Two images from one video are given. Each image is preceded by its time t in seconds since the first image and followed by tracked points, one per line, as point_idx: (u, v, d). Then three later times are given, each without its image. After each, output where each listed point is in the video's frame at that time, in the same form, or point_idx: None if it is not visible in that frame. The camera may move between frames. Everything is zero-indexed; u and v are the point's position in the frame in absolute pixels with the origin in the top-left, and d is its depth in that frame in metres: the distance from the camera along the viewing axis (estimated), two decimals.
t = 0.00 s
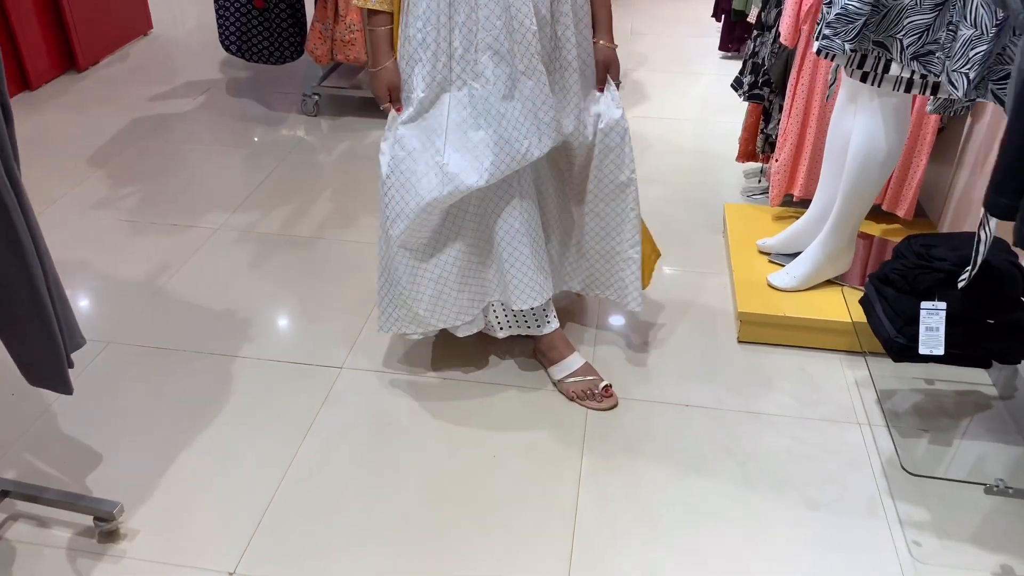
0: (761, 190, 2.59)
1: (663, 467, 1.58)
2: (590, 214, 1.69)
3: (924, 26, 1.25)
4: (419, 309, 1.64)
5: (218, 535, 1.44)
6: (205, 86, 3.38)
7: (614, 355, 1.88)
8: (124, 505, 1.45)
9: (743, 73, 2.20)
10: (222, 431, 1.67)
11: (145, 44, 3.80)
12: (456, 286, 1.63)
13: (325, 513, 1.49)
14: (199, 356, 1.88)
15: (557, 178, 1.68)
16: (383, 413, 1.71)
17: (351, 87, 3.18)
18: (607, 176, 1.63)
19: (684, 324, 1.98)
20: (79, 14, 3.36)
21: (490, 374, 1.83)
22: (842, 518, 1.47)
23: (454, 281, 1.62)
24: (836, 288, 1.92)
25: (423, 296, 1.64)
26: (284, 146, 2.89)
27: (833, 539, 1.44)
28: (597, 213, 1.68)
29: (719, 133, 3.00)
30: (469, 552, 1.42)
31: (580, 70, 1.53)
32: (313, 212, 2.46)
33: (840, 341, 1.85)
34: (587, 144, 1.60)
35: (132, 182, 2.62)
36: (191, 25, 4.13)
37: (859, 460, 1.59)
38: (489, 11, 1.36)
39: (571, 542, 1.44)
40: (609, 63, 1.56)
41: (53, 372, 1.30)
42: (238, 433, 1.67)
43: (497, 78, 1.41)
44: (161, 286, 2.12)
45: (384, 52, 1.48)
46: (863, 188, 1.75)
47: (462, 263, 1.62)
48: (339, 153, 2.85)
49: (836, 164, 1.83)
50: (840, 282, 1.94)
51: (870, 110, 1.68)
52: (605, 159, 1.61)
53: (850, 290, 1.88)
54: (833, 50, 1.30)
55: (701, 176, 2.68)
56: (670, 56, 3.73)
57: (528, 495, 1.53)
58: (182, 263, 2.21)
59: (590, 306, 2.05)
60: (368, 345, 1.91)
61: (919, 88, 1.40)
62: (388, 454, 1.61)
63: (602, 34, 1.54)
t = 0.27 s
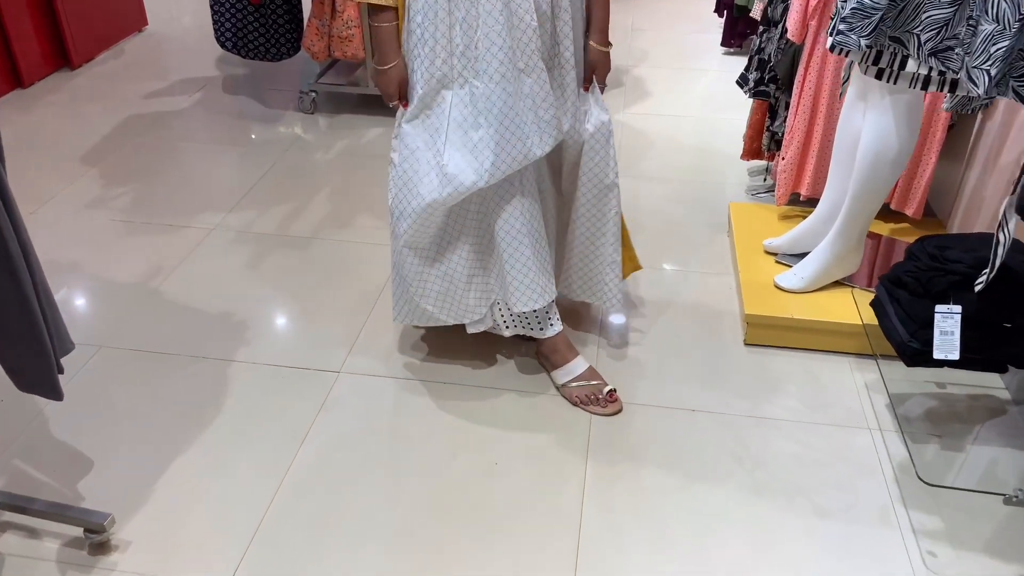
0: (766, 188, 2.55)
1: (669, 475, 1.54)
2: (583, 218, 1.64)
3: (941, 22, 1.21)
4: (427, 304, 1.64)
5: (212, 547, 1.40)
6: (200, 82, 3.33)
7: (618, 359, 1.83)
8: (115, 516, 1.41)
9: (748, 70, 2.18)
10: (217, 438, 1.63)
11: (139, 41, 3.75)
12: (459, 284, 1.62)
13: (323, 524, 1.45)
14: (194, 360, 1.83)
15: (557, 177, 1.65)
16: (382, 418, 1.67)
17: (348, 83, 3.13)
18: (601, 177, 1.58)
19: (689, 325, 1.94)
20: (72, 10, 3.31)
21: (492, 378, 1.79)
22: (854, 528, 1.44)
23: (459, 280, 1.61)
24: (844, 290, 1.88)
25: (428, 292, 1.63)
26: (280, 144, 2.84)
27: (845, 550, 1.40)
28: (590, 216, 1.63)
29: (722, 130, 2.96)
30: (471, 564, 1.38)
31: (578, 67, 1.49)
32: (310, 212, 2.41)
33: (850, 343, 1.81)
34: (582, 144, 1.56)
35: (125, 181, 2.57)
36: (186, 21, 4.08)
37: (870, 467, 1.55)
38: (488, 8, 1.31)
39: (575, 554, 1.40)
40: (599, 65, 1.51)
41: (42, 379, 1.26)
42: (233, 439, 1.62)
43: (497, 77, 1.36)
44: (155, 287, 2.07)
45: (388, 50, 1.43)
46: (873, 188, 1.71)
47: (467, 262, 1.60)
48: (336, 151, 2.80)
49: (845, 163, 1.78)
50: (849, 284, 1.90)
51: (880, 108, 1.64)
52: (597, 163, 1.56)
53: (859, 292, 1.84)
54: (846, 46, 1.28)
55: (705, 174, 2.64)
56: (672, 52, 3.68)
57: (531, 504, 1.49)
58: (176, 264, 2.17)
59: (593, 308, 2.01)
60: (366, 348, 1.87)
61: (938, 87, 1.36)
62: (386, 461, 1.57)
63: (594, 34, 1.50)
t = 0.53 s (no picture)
0: (769, 187, 2.51)
1: (674, 483, 1.50)
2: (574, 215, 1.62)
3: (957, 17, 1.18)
4: (432, 301, 1.65)
5: (206, 559, 1.36)
6: (195, 81, 3.29)
7: (621, 362, 1.80)
8: (106, 527, 1.38)
9: (752, 67, 2.15)
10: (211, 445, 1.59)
11: (134, 38, 3.71)
12: (459, 283, 1.60)
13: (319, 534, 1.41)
14: (187, 364, 1.79)
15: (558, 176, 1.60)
16: (380, 424, 1.63)
17: (345, 82, 3.09)
18: (588, 174, 1.56)
19: (693, 328, 1.90)
20: (65, 7, 3.26)
21: (492, 382, 1.75)
22: (864, 537, 1.40)
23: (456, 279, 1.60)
24: (851, 291, 1.85)
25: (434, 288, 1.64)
26: (276, 143, 2.80)
27: (854, 559, 1.36)
28: (577, 212, 1.61)
29: (724, 128, 2.92)
30: None
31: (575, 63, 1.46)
32: (307, 212, 2.37)
33: (857, 346, 1.78)
34: (579, 142, 1.52)
35: (119, 181, 2.53)
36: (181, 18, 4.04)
37: (879, 474, 1.51)
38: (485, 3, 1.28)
39: (579, 565, 1.36)
40: (594, 64, 1.50)
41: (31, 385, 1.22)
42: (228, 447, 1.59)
43: (496, 73, 1.33)
44: (148, 290, 2.03)
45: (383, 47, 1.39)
46: (881, 188, 1.67)
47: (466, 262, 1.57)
48: (333, 150, 2.76)
49: (852, 163, 1.75)
50: (855, 285, 1.86)
51: (889, 107, 1.60)
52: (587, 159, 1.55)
53: (866, 294, 1.81)
54: (859, 42, 1.25)
55: (708, 173, 2.60)
56: (673, 50, 3.64)
57: (533, 513, 1.45)
58: (170, 266, 2.13)
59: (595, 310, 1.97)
60: (363, 352, 1.83)
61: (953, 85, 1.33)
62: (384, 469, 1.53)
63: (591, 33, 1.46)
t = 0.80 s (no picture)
0: (772, 190, 2.49)
1: (678, 493, 1.47)
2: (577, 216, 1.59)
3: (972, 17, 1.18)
4: (437, 306, 1.63)
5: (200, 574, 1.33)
6: (191, 83, 3.25)
7: (623, 369, 1.77)
8: (97, 541, 1.34)
9: (755, 69, 2.12)
10: (206, 455, 1.56)
11: (129, 40, 3.68)
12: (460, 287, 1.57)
13: (316, 548, 1.38)
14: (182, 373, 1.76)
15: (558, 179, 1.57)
16: (378, 434, 1.60)
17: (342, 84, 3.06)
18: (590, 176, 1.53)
19: (697, 334, 1.87)
20: (59, 9, 3.23)
21: (492, 390, 1.72)
22: (873, 549, 1.37)
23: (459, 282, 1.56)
24: (857, 297, 1.82)
25: (438, 292, 1.61)
26: (272, 146, 2.77)
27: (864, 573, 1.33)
28: (577, 213, 1.59)
29: (725, 130, 2.89)
30: None
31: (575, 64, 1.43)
32: (304, 217, 2.34)
33: (863, 353, 1.75)
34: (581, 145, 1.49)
35: (113, 186, 2.50)
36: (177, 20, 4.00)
37: (887, 484, 1.48)
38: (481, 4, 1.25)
39: None
40: (595, 67, 1.46)
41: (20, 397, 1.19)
42: (223, 457, 1.55)
43: (493, 75, 1.30)
44: (142, 297, 2.00)
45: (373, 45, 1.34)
46: (887, 191, 1.64)
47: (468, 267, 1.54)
48: (330, 153, 2.73)
49: (857, 166, 1.72)
50: (861, 290, 1.83)
51: (895, 110, 1.58)
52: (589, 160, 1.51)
53: (872, 299, 1.78)
54: (870, 44, 1.22)
55: (709, 175, 2.57)
56: (672, 51, 3.61)
57: (535, 525, 1.42)
58: (164, 272, 2.10)
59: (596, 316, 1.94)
60: (361, 360, 1.80)
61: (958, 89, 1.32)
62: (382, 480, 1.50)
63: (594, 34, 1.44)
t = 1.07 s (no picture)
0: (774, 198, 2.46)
1: (681, 507, 1.45)
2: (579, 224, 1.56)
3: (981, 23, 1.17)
4: (431, 318, 1.60)
5: None
6: (188, 90, 3.23)
7: (625, 381, 1.74)
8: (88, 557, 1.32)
9: (756, 75, 2.09)
10: (200, 468, 1.53)
11: (127, 47, 3.66)
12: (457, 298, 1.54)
13: (312, 564, 1.35)
14: (177, 384, 1.74)
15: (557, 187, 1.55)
16: (376, 446, 1.58)
17: (340, 91, 3.04)
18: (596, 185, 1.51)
19: (699, 344, 1.85)
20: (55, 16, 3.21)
21: (492, 402, 1.70)
22: (880, 564, 1.34)
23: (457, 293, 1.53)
24: (861, 306, 1.80)
25: (432, 304, 1.59)
26: (270, 154, 2.74)
27: None
28: (582, 223, 1.56)
29: (726, 136, 2.87)
30: None
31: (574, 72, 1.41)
32: (301, 225, 2.32)
33: (868, 363, 1.72)
34: (579, 152, 1.47)
35: (109, 193, 2.47)
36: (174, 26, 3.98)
37: (894, 498, 1.46)
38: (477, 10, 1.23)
39: None
40: (598, 74, 1.44)
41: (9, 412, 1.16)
42: (217, 471, 1.53)
43: (490, 82, 1.27)
44: (137, 306, 1.98)
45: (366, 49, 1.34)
46: (892, 199, 1.62)
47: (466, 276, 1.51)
48: (328, 161, 2.71)
49: (862, 173, 1.70)
50: (865, 300, 1.81)
51: (900, 117, 1.56)
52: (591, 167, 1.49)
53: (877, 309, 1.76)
54: (879, 50, 1.21)
55: (710, 182, 2.55)
56: (673, 57, 3.60)
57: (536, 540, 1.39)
58: (160, 281, 2.07)
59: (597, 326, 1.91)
60: (358, 371, 1.77)
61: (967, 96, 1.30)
62: (380, 493, 1.48)
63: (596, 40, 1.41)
